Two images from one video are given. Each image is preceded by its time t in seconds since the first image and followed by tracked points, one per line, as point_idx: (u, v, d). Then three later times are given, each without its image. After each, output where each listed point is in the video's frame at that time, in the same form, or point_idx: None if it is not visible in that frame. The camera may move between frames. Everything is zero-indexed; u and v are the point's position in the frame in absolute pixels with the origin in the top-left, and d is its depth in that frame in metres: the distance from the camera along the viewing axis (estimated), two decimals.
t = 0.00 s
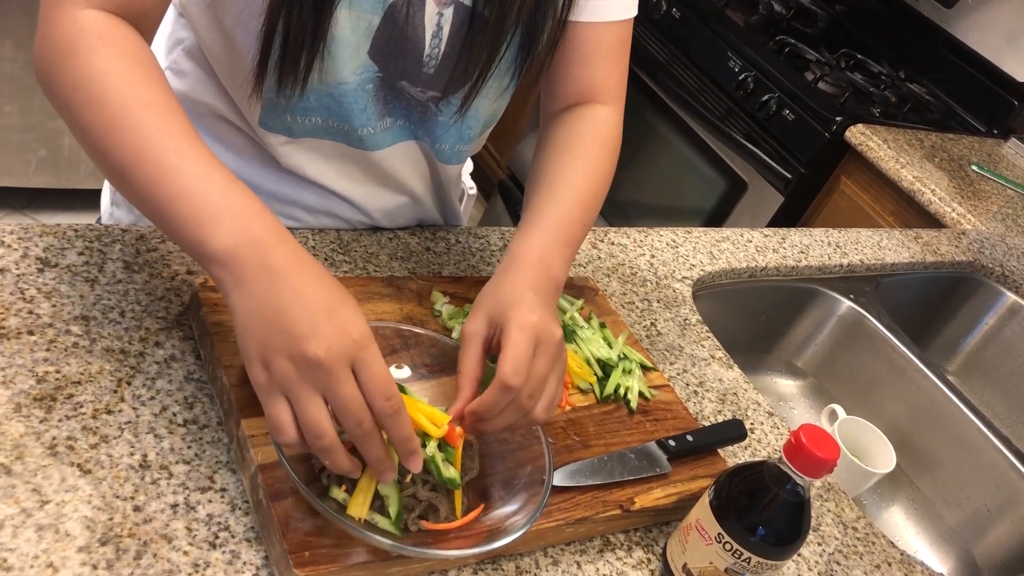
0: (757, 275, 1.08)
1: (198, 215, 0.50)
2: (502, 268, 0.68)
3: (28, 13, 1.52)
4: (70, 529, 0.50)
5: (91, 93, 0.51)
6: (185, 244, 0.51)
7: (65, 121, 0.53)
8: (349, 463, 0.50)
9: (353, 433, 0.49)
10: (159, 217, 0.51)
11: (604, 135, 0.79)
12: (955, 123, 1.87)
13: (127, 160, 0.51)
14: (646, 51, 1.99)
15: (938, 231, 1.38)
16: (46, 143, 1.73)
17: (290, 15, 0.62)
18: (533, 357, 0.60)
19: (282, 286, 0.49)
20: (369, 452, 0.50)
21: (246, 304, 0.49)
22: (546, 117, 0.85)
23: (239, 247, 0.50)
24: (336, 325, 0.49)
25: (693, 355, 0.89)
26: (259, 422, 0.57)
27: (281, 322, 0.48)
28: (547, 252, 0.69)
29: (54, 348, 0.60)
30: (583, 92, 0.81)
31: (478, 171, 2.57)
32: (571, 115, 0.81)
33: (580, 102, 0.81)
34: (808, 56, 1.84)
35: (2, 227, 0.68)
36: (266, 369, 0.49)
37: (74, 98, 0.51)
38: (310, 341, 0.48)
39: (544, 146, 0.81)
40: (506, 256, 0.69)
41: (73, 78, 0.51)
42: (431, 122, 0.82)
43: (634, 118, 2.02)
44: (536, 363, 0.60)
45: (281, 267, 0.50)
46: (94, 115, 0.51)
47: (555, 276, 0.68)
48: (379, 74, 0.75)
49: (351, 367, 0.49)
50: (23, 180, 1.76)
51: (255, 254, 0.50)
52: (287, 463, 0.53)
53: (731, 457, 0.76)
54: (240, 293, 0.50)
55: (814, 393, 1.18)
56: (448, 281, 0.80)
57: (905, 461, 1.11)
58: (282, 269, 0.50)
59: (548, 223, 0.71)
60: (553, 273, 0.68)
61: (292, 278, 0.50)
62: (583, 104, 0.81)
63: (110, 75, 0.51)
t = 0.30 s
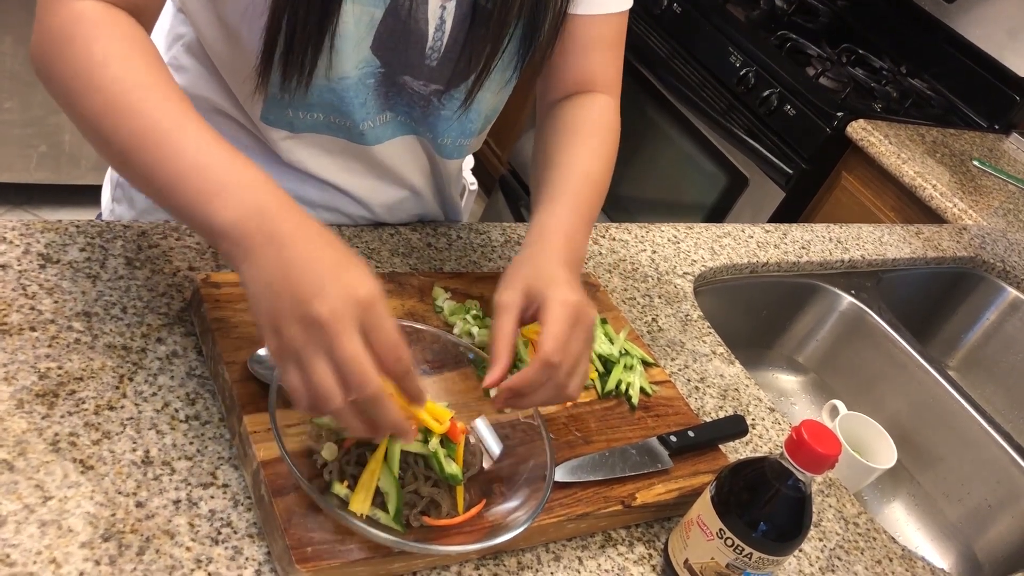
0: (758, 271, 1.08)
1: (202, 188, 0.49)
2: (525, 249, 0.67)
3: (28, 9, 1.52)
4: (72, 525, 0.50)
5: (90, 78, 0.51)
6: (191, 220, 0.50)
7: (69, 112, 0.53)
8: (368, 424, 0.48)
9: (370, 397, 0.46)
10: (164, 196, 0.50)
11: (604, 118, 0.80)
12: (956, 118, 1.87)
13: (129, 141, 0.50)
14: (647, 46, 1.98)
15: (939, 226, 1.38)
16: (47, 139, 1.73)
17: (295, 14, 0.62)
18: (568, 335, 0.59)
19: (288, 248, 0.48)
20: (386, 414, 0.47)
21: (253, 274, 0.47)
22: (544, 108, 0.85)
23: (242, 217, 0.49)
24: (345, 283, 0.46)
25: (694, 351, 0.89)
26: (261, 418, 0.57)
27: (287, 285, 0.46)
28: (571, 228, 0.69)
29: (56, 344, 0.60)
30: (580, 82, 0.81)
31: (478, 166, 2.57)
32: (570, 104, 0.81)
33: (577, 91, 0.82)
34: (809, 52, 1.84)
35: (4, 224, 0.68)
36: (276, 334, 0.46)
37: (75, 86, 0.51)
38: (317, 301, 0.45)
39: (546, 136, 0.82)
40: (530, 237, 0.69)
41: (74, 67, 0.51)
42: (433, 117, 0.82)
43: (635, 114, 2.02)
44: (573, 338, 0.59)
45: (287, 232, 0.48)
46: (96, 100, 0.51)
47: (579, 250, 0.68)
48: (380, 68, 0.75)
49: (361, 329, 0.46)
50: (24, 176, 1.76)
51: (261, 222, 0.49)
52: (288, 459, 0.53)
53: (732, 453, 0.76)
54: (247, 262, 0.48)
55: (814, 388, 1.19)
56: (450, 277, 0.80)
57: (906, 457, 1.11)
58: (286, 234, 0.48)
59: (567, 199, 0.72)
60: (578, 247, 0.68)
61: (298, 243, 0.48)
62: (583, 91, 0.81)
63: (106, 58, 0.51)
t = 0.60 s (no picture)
0: (760, 267, 1.08)
1: (345, 160, 0.56)
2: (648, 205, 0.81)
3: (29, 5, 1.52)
4: (74, 522, 0.50)
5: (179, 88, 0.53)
6: (341, 190, 0.58)
7: (157, 126, 0.55)
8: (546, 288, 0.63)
9: (543, 285, 0.63)
10: (306, 176, 0.57)
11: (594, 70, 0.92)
12: (958, 114, 1.87)
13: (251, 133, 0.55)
14: (648, 41, 1.98)
15: (941, 222, 1.38)
16: (49, 135, 1.73)
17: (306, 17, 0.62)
18: (716, 241, 0.80)
19: (450, 190, 0.58)
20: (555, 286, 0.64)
21: (423, 220, 0.58)
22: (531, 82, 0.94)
23: (393, 172, 0.57)
24: (495, 202, 0.59)
25: (696, 347, 0.89)
26: (262, 414, 0.57)
27: (459, 218, 0.58)
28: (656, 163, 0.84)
29: (57, 340, 0.60)
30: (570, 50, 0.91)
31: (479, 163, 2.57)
32: (570, 69, 0.90)
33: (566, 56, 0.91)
34: (811, 47, 1.84)
35: (5, 220, 0.68)
36: (463, 258, 0.61)
37: (165, 96, 0.53)
38: (490, 223, 0.59)
39: (555, 104, 0.91)
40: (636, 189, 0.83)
41: (152, 79, 0.53)
42: (442, 108, 0.82)
43: (637, 109, 2.02)
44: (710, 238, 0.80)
45: (433, 172, 0.58)
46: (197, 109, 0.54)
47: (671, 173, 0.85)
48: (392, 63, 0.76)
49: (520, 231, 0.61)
50: (25, 172, 1.76)
51: (408, 171, 0.58)
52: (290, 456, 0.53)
53: (734, 449, 0.76)
54: (414, 209, 0.58)
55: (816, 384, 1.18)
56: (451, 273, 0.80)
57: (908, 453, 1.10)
58: (432, 174, 0.58)
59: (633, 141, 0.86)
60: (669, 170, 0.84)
61: (447, 179, 0.58)
62: (570, 52, 0.91)
63: (187, 66, 0.53)
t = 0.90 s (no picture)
0: (762, 262, 1.08)
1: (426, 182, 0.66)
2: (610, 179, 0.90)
3: None
4: (76, 517, 0.50)
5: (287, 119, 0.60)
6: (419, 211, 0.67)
7: (255, 156, 0.61)
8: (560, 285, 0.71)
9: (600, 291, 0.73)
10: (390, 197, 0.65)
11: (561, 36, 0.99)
12: (961, 109, 1.86)
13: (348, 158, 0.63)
14: (649, 36, 1.97)
15: (944, 217, 1.38)
16: (50, 131, 1.72)
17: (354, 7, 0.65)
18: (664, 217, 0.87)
19: (513, 214, 0.70)
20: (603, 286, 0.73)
21: (496, 238, 0.69)
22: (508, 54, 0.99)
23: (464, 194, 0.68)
24: (547, 221, 0.71)
25: (698, 342, 0.89)
26: (264, 410, 0.57)
27: (524, 235, 0.70)
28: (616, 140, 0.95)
29: (59, 336, 0.60)
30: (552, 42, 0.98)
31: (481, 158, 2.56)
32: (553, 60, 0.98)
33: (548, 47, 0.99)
34: (813, 42, 1.83)
35: (7, 215, 0.68)
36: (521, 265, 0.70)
37: (279, 136, 0.60)
38: (548, 236, 0.71)
39: (537, 94, 0.99)
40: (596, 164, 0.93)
41: (261, 113, 0.59)
42: (464, 97, 0.85)
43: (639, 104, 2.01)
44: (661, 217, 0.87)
45: (497, 199, 0.70)
46: (301, 138, 0.61)
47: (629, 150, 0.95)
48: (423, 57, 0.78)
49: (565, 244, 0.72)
50: (26, 168, 1.76)
51: (479, 198, 0.68)
52: (292, 452, 0.53)
53: (736, 444, 0.76)
54: (481, 225, 0.68)
55: (818, 379, 1.18)
56: (453, 269, 0.80)
57: (910, 448, 1.10)
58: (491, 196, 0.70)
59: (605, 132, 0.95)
60: (634, 159, 0.94)
61: (509, 205, 0.70)
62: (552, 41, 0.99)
63: (295, 111, 0.60)
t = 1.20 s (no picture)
0: (764, 257, 1.08)
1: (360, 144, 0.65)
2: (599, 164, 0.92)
3: None
4: (79, 512, 0.50)
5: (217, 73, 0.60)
6: (355, 173, 0.66)
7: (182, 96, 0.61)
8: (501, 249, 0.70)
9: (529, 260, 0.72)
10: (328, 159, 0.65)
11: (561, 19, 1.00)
12: (964, 103, 1.85)
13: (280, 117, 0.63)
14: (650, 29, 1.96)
15: (946, 212, 1.37)
16: (52, 126, 1.72)
17: None
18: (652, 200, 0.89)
19: (444, 184, 0.69)
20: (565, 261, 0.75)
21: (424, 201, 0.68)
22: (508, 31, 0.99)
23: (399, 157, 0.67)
24: (478, 194, 0.71)
25: (700, 337, 0.89)
26: (266, 405, 0.57)
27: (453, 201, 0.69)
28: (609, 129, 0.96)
29: (61, 331, 0.59)
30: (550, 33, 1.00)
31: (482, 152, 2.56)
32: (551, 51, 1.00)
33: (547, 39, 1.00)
34: (816, 36, 1.83)
35: (8, 210, 0.68)
36: (453, 227, 0.69)
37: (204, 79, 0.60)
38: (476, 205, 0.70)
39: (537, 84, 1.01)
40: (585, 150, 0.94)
41: (188, 56, 0.59)
42: (465, 86, 0.85)
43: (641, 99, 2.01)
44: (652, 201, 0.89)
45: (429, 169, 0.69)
46: (234, 92, 0.61)
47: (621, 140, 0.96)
48: (420, 42, 0.79)
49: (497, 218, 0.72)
50: (27, 163, 1.76)
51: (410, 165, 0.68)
52: (294, 447, 0.52)
53: (739, 439, 0.76)
54: (414, 190, 0.67)
55: (821, 374, 1.18)
56: (455, 264, 0.80)
57: (912, 442, 1.10)
58: (426, 166, 0.69)
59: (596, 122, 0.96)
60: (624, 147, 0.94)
61: (439, 175, 0.70)
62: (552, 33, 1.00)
63: (224, 56, 0.61)
